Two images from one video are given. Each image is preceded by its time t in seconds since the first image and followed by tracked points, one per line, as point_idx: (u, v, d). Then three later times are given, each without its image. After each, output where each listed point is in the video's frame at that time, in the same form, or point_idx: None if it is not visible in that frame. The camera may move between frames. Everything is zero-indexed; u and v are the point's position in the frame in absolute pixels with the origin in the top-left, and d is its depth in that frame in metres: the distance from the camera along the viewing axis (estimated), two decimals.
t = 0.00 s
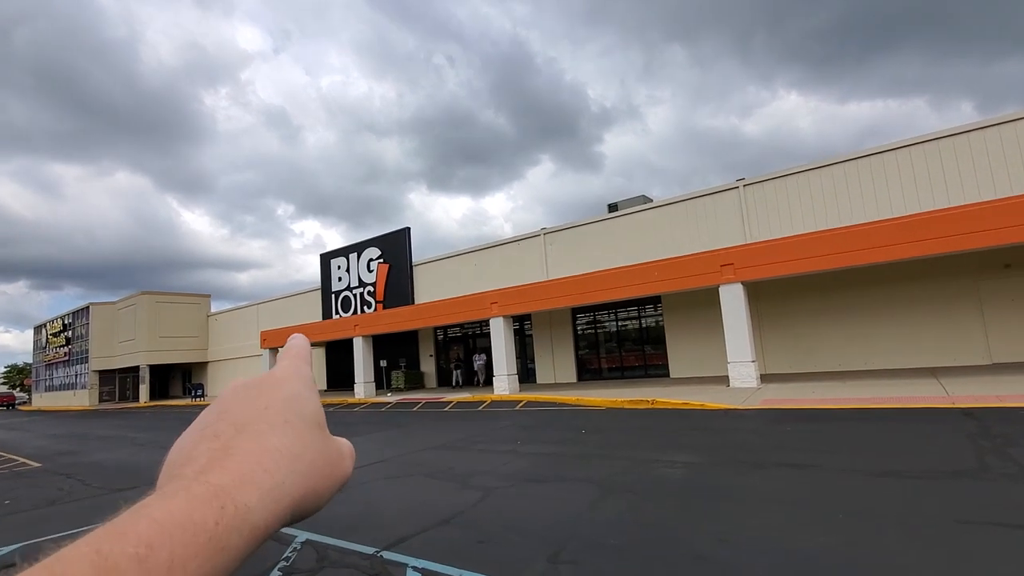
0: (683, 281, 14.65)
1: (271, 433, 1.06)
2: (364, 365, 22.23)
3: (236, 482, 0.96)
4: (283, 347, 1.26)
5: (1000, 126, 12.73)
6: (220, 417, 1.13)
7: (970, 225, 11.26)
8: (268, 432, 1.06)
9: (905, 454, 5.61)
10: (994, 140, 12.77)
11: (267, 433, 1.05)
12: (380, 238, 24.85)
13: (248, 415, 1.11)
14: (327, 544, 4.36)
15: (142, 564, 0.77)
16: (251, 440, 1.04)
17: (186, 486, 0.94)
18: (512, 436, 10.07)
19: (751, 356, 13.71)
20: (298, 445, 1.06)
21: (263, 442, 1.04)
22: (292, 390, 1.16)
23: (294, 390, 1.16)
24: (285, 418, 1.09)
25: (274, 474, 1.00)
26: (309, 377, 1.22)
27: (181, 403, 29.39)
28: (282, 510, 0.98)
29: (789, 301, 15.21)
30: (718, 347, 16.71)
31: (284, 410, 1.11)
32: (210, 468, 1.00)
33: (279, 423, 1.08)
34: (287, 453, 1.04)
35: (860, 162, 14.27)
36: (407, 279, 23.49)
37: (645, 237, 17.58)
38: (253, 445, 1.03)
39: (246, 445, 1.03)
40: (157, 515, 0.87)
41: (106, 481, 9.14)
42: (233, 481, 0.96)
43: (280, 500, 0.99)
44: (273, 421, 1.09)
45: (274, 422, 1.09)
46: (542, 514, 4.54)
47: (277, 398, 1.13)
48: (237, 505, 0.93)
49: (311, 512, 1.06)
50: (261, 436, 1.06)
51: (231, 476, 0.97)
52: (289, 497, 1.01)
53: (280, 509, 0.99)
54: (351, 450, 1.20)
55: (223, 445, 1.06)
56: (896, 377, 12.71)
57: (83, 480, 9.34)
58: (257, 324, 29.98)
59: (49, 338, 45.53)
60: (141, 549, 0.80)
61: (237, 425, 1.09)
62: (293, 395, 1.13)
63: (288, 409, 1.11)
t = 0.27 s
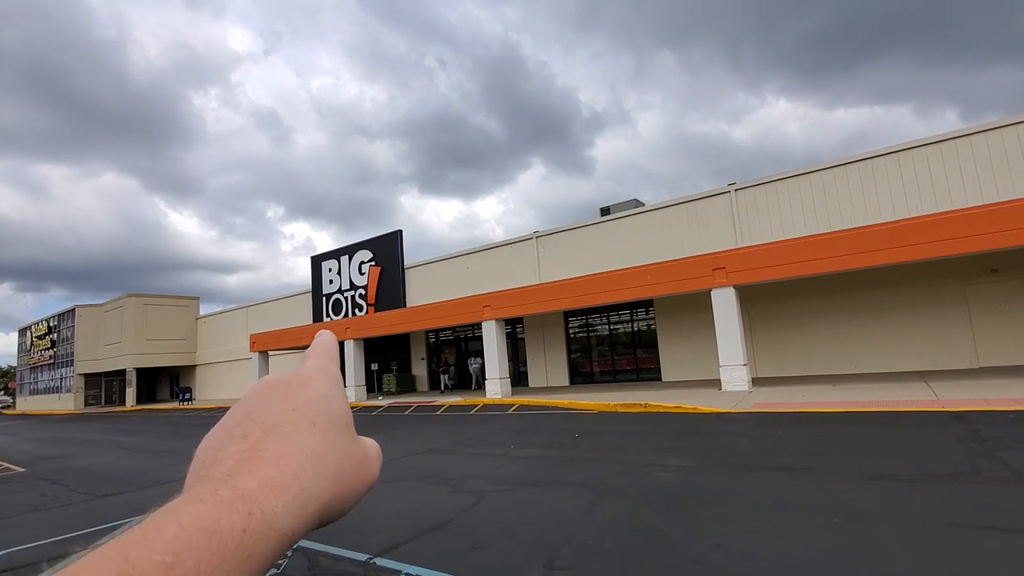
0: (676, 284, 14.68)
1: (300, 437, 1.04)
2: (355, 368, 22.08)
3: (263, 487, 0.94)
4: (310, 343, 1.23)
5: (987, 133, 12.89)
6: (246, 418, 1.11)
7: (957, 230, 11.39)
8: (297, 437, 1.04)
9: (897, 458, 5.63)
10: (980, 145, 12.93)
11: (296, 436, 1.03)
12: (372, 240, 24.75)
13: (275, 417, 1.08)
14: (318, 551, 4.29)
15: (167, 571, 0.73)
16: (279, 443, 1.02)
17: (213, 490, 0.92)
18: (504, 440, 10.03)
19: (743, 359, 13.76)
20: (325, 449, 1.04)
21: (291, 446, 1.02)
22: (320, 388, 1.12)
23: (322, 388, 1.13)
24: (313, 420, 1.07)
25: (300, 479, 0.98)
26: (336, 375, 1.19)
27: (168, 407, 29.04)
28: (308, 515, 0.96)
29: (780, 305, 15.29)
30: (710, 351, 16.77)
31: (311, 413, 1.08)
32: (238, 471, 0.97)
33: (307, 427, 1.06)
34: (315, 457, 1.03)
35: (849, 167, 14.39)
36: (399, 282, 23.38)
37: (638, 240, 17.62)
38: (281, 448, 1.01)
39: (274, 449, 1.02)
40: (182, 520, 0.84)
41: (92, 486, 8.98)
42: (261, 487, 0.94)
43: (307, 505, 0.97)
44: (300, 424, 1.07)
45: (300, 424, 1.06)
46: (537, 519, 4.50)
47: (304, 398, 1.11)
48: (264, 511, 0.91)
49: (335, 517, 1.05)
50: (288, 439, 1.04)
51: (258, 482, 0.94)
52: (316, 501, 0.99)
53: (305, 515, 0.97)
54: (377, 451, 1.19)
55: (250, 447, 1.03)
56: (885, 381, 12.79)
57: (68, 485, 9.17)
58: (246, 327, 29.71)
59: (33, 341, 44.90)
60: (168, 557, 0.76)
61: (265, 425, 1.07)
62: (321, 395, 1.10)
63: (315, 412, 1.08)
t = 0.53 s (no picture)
0: (667, 284, 14.73)
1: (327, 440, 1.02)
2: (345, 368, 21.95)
3: (290, 492, 0.92)
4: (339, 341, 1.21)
5: (972, 137, 13.06)
6: (275, 417, 1.09)
7: (943, 232, 11.49)
8: (324, 441, 1.02)
9: (882, 457, 5.69)
10: (965, 149, 13.10)
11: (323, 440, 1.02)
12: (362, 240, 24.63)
13: (303, 417, 1.07)
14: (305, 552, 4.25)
15: None
16: (304, 447, 1.01)
17: (239, 494, 0.92)
18: (494, 440, 10.01)
19: (732, 359, 13.84)
20: (351, 452, 1.03)
21: (318, 450, 1.00)
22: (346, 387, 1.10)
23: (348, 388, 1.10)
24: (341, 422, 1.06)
25: (326, 484, 0.97)
26: (365, 374, 1.16)
27: (154, 407, 28.69)
28: (333, 520, 0.95)
29: (768, 306, 15.40)
30: (699, 351, 16.86)
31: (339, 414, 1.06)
32: (263, 475, 0.96)
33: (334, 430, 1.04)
34: (341, 462, 1.01)
35: (837, 170, 14.52)
36: (389, 281, 23.29)
37: (628, 241, 17.67)
38: (308, 452, 1.00)
39: (300, 453, 1.00)
40: (207, 525, 0.83)
41: (75, 487, 8.85)
42: (286, 492, 0.92)
43: (333, 510, 0.96)
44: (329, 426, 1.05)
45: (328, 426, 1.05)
46: (527, 519, 4.49)
47: (331, 398, 1.09)
48: (290, 516, 0.90)
49: (362, 520, 1.04)
50: (315, 443, 1.03)
51: (284, 487, 0.93)
52: (342, 506, 0.98)
53: (330, 521, 0.96)
54: (406, 452, 1.17)
55: (277, 448, 1.02)
56: (871, 381, 12.92)
57: (50, 486, 9.03)
58: (234, 327, 29.44)
59: (16, 340, 44.20)
60: (192, 562, 0.75)
61: (292, 426, 1.06)
62: (348, 396, 1.08)
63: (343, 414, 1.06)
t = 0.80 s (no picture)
0: (631, 287, 14.98)
1: (337, 437, 1.00)
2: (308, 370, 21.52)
3: (296, 491, 0.91)
4: (350, 331, 1.18)
5: (918, 149, 13.70)
6: (284, 412, 1.08)
7: (889, 238, 11.99)
8: (333, 437, 1.00)
9: (834, 455, 5.92)
10: (912, 159, 13.75)
11: (332, 437, 1.00)
12: (326, 239, 24.22)
13: (312, 413, 1.05)
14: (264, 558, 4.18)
15: None
16: (312, 445, 0.99)
17: (246, 494, 0.91)
18: (460, 442, 10.00)
19: (694, 360, 14.17)
20: (360, 449, 1.00)
21: (326, 447, 0.99)
22: (356, 380, 1.07)
23: (359, 381, 1.07)
24: (349, 416, 1.04)
25: (335, 482, 0.95)
26: (376, 365, 1.13)
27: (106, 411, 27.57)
28: (342, 520, 0.93)
29: (728, 308, 15.83)
30: (662, 353, 17.20)
31: (347, 410, 1.04)
32: (271, 474, 0.95)
33: (343, 425, 1.02)
34: (349, 460, 0.99)
35: (793, 178, 15.04)
36: (354, 282, 22.96)
37: (594, 244, 17.89)
38: (317, 450, 0.98)
39: (307, 451, 0.98)
40: (213, 529, 0.84)
41: (18, 496, 8.46)
42: (293, 491, 0.91)
43: (341, 509, 0.94)
44: (337, 422, 1.03)
45: (337, 422, 1.03)
46: (490, 521, 4.52)
47: (340, 393, 1.06)
48: (297, 517, 0.89)
49: (374, 516, 1.02)
50: (325, 439, 1.01)
51: (291, 485, 0.92)
52: (351, 504, 0.96)
53: (339, 518, 0.94)
54: (419, 444, 1.14)
55: (286, 446, 1.01)
56: (824, 381, 13.42)
57: None
58: (192, 328, 28.54)
59: None
60: (196, 566, 0.76)
61: (299, 422, 1.04)
62: (355, 391, 1.06)
63: (351, 407, 1.04)
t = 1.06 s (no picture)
0: (583, 289, 15.28)
1: (352, 441, 1.01)
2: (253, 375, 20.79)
3: (312, 498, 0.92)
4: (363, 334, 1.18)
5: (849, 162, 14.56)
6: (299, 417, 1.09)
7: (822, 246, 12.70)
8: (348, 443, 1.00)
9: (771, 451, 6.23)
10: (844, 172, 14.63)
11: (348, 441, 1.01)
12: (273, 239, 23.49)
13: (326, 418, 1.05)
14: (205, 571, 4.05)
15: None
16: (327, 451, 0.99)
17: (262, 500, 0.92)
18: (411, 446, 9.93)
19: (642, 362, 14.57)
20: (374, 455, 1.01)
21: (340, 453, 0.99)
22: (370, 385, 1.07)
23: (373, 386, 1.07)
24: (364, 421, 1.04)
25: (350, 488, 0.95)
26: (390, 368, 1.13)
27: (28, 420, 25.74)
28: (356, 527, 0.93)
29: (675, 311, 16.37)
30: (613, 354, 17.59)
31: (363, 415, 1.05)
32: (286, 480, 0.95)
33: (358, 430, 1.02)
34: (363, 466, 0.99)
35: (736, 187, 15.70)
36: (303, 283, 22.36)
37: (548, 248, 18.10)
38: (331, 456, 0.98)
39: (322, 457, 0.99)
40: (230, 538, 0.84)
41: None
42: (307, 499, 0.91)
43: (356, 515, 0.94)
44: (352, 428, 1.03)
45: (351, 427, 1.03)
46: (441, 526, 4.53)
47: (353, 398, 1.06)
48: (312, 524, 0.89)
49: (390, 522, 1.02)
50: (339, 444, 1.01)
51: (307, 492, 0.92)
52: (366, 510, 0.97)
53: (354, 525, 0.95)
54: (433, 448, 1.14)
55: (301, 451, 1.01)
56: (763, 381, 14.07)
57: None
58: (126, 331, 27.05)
59: None
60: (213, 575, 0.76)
61: (315, 428, 1.04)
62: (370, 395, 1.06)
63: (366, 412, 1.05)
